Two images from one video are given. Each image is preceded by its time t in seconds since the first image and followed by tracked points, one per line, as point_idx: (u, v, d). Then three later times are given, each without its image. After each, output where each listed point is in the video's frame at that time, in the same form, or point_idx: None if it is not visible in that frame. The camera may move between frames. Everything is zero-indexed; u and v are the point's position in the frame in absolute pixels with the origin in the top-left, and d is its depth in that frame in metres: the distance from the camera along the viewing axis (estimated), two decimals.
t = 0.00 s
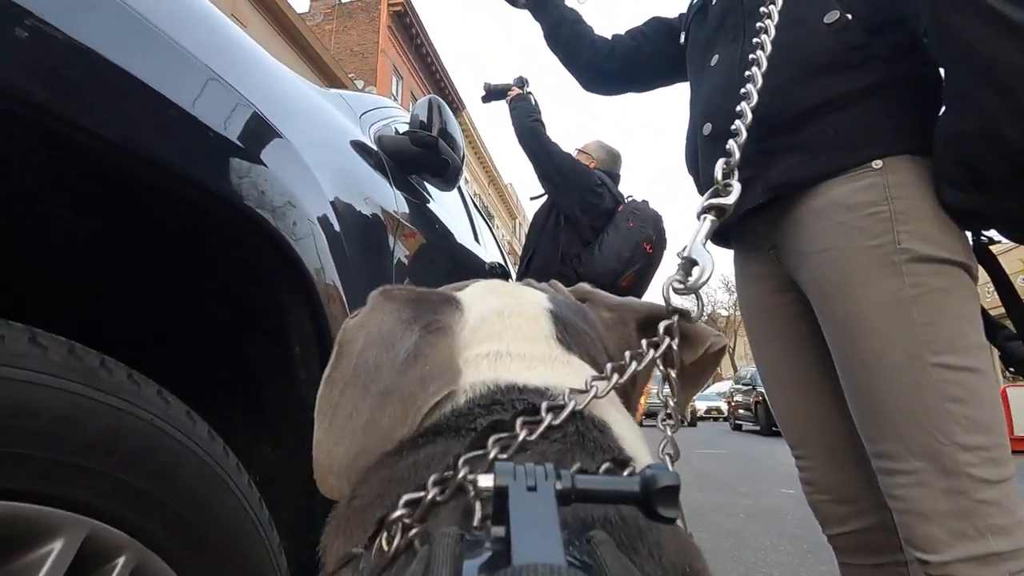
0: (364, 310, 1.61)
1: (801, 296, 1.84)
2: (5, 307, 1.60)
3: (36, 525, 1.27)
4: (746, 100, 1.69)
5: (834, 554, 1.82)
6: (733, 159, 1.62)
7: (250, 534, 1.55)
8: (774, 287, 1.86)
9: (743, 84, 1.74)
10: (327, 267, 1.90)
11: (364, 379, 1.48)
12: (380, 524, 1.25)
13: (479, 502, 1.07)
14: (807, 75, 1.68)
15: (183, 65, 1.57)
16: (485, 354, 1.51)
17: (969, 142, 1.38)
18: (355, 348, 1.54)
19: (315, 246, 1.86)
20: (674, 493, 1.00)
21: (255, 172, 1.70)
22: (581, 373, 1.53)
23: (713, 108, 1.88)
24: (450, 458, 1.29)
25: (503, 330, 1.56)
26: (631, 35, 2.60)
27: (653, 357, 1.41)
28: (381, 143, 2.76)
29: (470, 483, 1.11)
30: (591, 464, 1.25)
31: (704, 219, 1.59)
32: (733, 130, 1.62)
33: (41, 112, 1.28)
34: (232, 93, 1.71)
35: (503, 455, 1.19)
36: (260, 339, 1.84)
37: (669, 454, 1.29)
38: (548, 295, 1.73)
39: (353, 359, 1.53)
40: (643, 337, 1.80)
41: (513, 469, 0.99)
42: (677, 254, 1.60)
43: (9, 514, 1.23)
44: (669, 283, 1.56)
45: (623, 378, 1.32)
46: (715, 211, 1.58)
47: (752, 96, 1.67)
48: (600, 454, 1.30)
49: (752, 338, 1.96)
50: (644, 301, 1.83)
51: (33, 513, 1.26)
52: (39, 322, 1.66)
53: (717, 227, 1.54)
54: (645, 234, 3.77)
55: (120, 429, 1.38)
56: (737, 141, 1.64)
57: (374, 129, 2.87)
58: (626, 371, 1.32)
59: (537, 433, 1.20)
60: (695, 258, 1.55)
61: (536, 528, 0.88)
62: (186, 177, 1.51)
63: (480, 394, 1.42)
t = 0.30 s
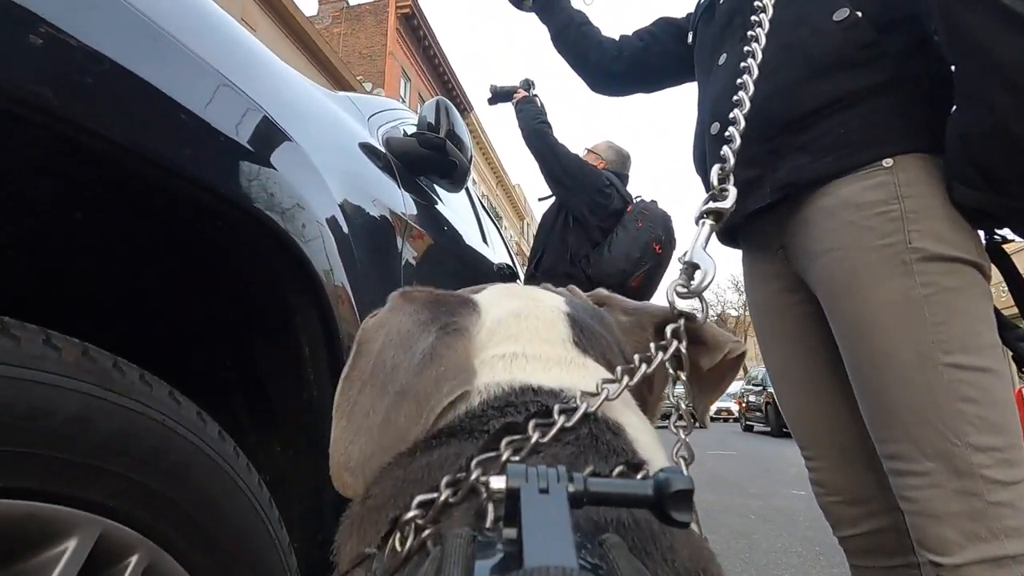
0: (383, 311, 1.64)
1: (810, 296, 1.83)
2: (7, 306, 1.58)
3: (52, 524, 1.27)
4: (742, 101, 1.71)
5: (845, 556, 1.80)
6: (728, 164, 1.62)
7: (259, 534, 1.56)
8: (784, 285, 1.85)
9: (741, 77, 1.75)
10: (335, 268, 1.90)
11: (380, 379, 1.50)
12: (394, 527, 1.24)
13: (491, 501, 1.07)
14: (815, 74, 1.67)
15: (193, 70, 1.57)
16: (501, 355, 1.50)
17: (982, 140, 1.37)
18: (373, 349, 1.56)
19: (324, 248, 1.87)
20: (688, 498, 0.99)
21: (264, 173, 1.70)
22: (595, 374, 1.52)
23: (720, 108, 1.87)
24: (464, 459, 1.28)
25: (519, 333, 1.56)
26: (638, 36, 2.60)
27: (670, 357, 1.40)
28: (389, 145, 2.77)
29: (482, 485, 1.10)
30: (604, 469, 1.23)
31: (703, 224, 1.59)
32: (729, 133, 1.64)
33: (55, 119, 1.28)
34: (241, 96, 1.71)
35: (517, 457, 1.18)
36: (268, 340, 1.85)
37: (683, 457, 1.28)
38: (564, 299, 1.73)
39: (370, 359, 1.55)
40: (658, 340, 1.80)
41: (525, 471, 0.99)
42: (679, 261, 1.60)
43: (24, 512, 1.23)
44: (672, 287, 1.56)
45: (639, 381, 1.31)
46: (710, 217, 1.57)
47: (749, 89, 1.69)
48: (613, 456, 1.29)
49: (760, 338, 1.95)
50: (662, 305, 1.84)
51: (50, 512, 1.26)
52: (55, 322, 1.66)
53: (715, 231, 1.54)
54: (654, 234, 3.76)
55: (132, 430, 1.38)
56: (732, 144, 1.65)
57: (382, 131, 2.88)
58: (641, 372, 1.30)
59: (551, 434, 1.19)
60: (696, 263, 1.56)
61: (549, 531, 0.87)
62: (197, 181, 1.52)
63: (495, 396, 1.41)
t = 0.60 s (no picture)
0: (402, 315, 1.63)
1: (822, 294, 1.81)
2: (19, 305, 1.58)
3: (63, 523, 1.26)
4: (763, 96, 1.68)
5: (858, 557, 1.79)
6: (750, 160, 1.60)
7: (269, 533, 1.55)
8: (796, 284, 1.83)
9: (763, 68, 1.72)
10: (341, 268, 1.90)
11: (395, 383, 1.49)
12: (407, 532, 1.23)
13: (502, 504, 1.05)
14: (827, 70, 1.65)
15: (201, 71, 1.57)
16: (514, 358, 1.49)
17: (999, 135, 1.35)
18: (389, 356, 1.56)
19: (331, 249, 1.86)
20: (702, 502, 0.98)
21: (270, 173, 1.70)
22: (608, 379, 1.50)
23: (729, 105, 1.86)
24: (477, 462, 1.27)
25: (531, 337, 1.55)
26: (645, 35, 2.58)
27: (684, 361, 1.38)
28: (396, 145, 2.76)
29: (495, 488, 1.10)
30: (617, 473, 1.24)
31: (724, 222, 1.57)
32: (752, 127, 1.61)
33: (64, 119, 1.28)
34: (249, 97, 1.71)
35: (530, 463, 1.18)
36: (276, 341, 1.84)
37: (699, 462, 1.27)
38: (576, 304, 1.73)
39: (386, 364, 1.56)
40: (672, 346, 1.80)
41: (537, 474, 0.97)
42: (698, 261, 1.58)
43: (35, 511, 1.23)
44: (691, 288, 1.54)
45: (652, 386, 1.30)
46: (733, 215, 1.57)
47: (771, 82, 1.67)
48: (627, 463, 1.28)
49: (771, 337, 1.93)
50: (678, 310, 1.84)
51: (62, 511, 1.26)
52: (70, 322, 1.67)
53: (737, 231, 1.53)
54: (661, 234, 3.74)
55: (142, 429, 1.37)
56: (755, 138, 1.62)
57: (389, 131, 2.87)
58: (654, 376, 1.29)
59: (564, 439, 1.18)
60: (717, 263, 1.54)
61: (561, 534, 0.86)
62: (206, 181, 1.51)
63: (507, 399, 1.40)
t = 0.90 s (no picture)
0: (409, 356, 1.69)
1: (831, 291, 1.80)
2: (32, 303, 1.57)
3: (76, 518, 1.26)
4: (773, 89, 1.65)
5: (867, 555, 1.77)
6: (759, 156, 1.57)
7: (279, 529, 1.56)
8: (805, 280, 1.83)
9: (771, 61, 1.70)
10: (349, 266, 1.89)
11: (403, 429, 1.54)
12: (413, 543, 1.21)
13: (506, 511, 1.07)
14: (837, 65, 1.64)
15: (210, 71, 1.57)
16: (511, 375, 1.49)
17: (1012, 129, 1.33)
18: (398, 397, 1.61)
19: (339, 246, 1.86)
20: (708, 510, 0.96)
21: (279, 171, 1.70)
22: (604, 387, 1.49)
23: (737, 102, 1.85)
24: (480, 470, 1.26)
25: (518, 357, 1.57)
26: (651, 30, 2.57)
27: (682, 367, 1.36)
28: (403, 143, 2.76)
29: (498, 494, 1.09)
30: (618, 481, 1.22)
31: (732, 221, 1.55)
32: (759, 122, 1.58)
33: (77, 119, 1.28)
34: (256, 94, 1.71)
35: (530, 469, 1.17)
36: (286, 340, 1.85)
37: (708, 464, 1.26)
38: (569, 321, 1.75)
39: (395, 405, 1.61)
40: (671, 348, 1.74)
41: (540, 479, 0.95)
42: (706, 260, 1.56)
43: (50, 507, 1.23)
44: (697, 288, 1.52)
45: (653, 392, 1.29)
46: (740, 214, 1.55)
47: (782, 74, 1.63)
48: (628, 471, 1.26)
49: (780, 334, 1.92)
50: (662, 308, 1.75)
51: (75, 508, 1.25)
52: (73, 322, 1.65)
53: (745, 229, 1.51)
54: (670, 231, 3.71)
55: (155, 427, 1.37)
56: (764, 134, 1.60)
57: (396, 129, 2.87)
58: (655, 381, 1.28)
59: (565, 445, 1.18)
60: (724, 263, 1.52)
61: (564, 540, 0.85)
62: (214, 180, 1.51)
63: (507, 412, 1.39)
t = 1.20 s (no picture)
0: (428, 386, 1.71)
1: (846, 285, 1.79)
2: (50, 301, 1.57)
3: (97, 512, 1.26)
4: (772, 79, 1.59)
5: (884, 552, 1.76)
6: (756, 145, 1.51)
7: (293, 521, 1.56)
8: (820, 275, 1.81)
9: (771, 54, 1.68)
10: (362, 263, 1.88)
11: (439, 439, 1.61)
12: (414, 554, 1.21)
13: (501, 517, 1.10)
14: (852, 56, 1.62)
15: (224, 68, 1.56)
16: (499, 396, 1.50)
17: None
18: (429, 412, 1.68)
19: (352, 243, 1.85)
20: (706, 509, 0.97)
21: (292, 169, 1.69)
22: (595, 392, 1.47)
23: (750, 96, 1.83)
24: (474, 479, 1.27)
25: (499, 379, 1.57)
26: (662, 24, 2.55)
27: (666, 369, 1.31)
28: (414, 140, 2.75)
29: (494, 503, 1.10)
30: (614, 484, 1.22)
31: (728, 211, 1.50)
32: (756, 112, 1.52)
33: (92, 116, 1.28)
34: (269, 91, 1.70)
35: (526, 471, 1.15)
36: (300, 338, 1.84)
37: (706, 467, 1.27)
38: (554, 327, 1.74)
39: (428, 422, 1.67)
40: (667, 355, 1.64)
41: (541, 480, 0.94)
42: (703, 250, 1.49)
43: (73, 500, 1.23)
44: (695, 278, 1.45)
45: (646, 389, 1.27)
46: (739, 203, 1.48)
47: (781, 65, 1.59)
48: (621, 474, 1.25)
49: (794, 330, 1.91)
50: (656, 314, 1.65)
51: (95, 502, 1.25)
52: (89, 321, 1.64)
53: (743, 218, 1.46)
54: (681, 227, 3.70)
55: (172, 421, 1.37)
56: (760, 124, 1.54)
57: (407, 125, 2.87)
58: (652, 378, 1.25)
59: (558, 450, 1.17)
60: (722, 253, 1.45)
61: (564, 539, 0.85)
62: (228, 176, 1.51)
63: (497, 428, 1.39)
